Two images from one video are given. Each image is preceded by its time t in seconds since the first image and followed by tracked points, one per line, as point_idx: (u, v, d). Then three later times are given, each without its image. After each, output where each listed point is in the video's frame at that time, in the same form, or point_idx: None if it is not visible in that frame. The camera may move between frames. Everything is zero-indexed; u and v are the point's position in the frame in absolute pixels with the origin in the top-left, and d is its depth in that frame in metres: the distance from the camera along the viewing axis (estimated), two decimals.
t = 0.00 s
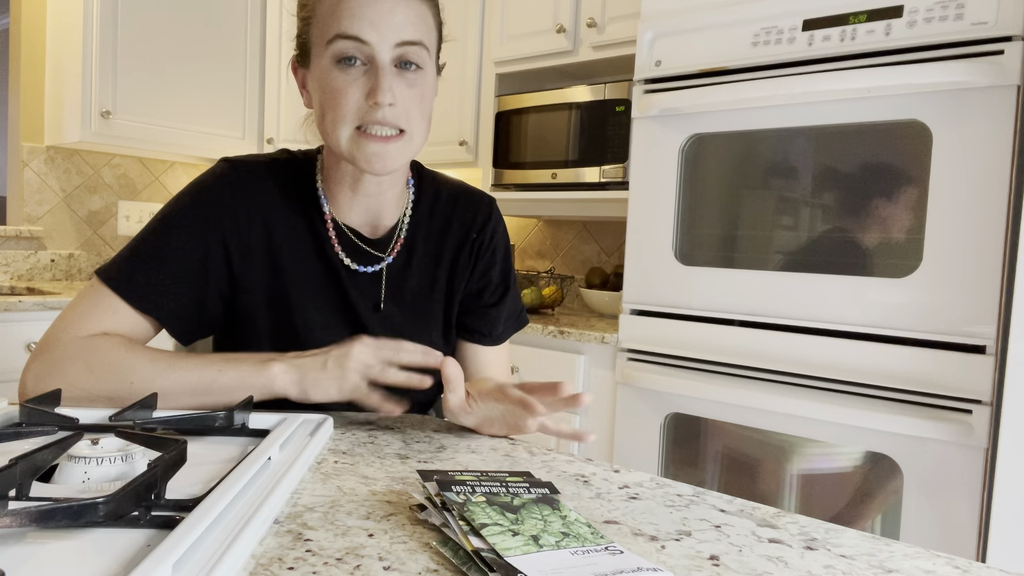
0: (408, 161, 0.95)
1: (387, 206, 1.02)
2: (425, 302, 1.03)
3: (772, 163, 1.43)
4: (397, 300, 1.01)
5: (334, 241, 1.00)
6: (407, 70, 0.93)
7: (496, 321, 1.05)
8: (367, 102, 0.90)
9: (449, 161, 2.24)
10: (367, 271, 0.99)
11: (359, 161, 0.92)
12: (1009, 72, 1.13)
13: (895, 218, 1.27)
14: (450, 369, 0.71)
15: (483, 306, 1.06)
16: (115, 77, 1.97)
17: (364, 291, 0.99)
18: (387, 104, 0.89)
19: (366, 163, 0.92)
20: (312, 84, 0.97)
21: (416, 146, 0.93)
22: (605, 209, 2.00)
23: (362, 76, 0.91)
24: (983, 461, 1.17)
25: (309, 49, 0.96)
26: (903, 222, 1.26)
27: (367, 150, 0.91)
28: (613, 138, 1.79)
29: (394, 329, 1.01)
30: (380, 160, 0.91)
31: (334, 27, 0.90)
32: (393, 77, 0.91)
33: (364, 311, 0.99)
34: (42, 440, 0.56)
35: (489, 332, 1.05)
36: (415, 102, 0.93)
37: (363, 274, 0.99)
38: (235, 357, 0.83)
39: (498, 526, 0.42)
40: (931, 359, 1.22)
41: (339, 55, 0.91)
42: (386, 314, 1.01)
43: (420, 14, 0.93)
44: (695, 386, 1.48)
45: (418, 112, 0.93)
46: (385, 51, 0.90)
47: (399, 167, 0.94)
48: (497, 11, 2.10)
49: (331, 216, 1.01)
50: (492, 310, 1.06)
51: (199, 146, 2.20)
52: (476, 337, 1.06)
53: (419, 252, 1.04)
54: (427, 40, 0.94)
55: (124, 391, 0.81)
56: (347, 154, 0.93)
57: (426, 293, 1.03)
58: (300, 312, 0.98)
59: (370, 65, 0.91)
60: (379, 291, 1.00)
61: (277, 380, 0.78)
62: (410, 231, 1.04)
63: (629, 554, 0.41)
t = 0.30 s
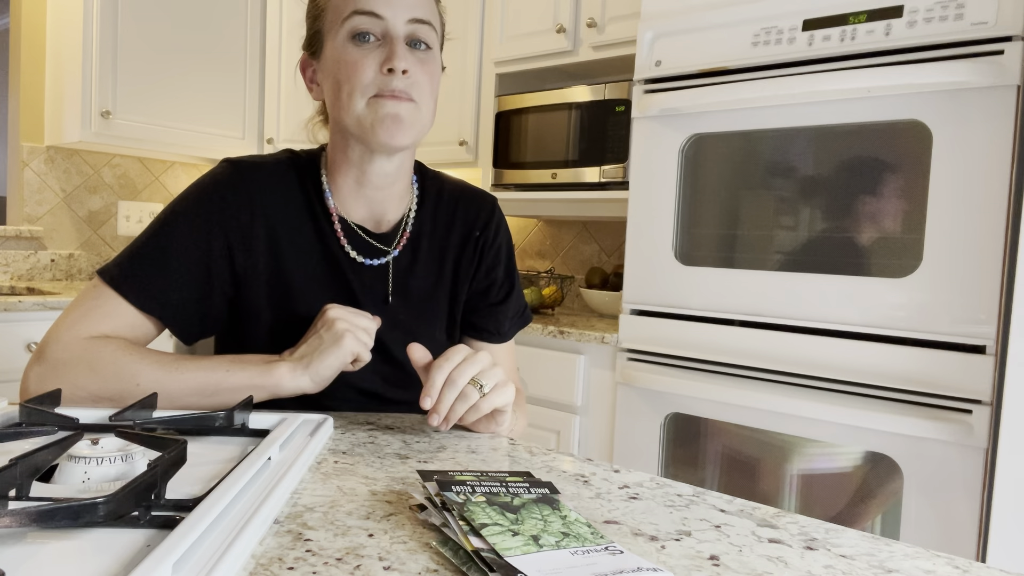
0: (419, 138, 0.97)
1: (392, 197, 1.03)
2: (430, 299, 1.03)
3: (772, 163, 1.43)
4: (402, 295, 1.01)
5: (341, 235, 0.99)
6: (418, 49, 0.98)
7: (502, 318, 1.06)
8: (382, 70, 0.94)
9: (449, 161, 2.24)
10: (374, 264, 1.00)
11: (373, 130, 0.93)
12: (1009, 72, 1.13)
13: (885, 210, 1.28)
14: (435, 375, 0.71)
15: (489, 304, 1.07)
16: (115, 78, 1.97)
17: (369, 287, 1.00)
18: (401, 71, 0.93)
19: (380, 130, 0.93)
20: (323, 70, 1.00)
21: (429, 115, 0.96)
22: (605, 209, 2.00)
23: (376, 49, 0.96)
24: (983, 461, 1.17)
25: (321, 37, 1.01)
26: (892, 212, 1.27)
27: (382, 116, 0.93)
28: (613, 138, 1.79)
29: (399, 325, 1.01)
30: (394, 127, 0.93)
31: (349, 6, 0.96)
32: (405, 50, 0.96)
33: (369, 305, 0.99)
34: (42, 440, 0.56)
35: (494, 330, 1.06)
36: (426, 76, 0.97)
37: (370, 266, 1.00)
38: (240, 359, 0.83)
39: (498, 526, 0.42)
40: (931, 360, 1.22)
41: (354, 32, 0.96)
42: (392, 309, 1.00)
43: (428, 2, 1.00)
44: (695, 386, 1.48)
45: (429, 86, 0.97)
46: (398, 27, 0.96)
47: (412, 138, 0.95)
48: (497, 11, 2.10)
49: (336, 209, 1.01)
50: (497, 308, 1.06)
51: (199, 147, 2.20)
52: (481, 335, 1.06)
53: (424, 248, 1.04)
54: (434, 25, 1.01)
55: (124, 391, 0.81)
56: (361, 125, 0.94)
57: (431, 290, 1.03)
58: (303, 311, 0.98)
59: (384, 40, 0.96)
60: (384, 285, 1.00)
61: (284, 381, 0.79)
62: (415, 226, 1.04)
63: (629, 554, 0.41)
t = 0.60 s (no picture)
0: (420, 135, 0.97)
1: (391, 194, 1.03)
2: (430, 296, 1.03)
3: (772, 163, 1.43)
4: (403, 292, 1.02)
5: (342, 231, 1.00)
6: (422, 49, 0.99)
7: (502, 316, 1.06)
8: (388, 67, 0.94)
9: (449, 161, 2.24)
10: (375, 259, 1.00)
11: (377, 124, 0.94)
12: (1009, 72, 1.13)
13: (877, 208, 1.29)
14: (434, 379, 0.71)
15: (489, 302, 1.07)
16: (115, 77, 1.97)
17: (369, 284, 1.00)
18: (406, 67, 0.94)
19: (384, 125, 0.93)
20: (327, 66, 1.00)
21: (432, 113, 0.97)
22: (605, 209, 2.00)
23: (382, 46, 0.96)
24: (983, 461, 1.17)
25: (325, 33, 1.01)
26: (888, 211, 1.28)
27: (386, 111, 0.93)
28: (613, 138, 1.79)
29: (398, 322, 1.01)
30: (398, 122, 0.94)
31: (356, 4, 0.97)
32: (410, 49, 0.97)
33: (369, 301, 0.99)
34: (42, 440, 0.56)
35: (496, 328, 1.05)
36: (429, 75, 0.97)
37: (371, 261, 1.00)
38: (241, 362, 0.83)
39: (498, 527, 0.42)
40: (931, 360, 1.22)
41: (360, 28, 0.97)
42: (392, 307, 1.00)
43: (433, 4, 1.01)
44: (695, 386, 1.48)
45: (432, 85, 0.98)
46: (404, 26, 0.97)
47: (414, 135, 0.96)
48: (497, 11, 2.10)
49: (336, 205, 1.01)
50: (498, 306, 1.06)
51: (199, 147, 2.20)
52: (482, 333, 1.06)
53: (424, 245, 1.04)
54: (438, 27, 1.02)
55: (124, 391, 0.81)
56: (364, 119, 0.94)
57: (431, 287, 1.03)
58: (303, 311, 0.98)
59: (389, 38, 0.97)
60: (386, 281, 1.01)
61: (286, 387, 0.79)
62: (416, 223, 1.04)
63: (629, 554, 0.41)
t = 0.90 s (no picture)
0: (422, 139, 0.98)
1: (391, 197, 1.03)
2: (430, 297, 1.03)
3: (772, 163, 1.43)
4: (403, 293, 1.01)
5: (342, 232, 0.99)
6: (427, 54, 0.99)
7: (502, 317, 1.06)
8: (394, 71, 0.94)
9: (449, 161, 2.24)
10: (375, 259, 1.00)
11: (380, 128, 0.94)
12: (1009, 72, 1.13)
13: (876, 209, 1.29)
14: (434, 378, 0.71)
15: (488, 303, 1.07)
16: (115, 77, 1.97)
17: (368, 285, 1.00)
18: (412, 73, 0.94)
19: (388, 129, 0.94)
20: (331, 65, 1.00)
21: (435, 118, 0.97)
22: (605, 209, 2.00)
23: (389, 50, 0.96)
24: (983, 461, 1.17)
25: (331, 33, 1.01)
26: (888, 212, 1.27)
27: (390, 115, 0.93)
28: (613, 138, 1.79)
29: (398, 323, 1.01)
30: (401, 127, 0.94)
31: (365, 5, 0.97)
32: (416, 54, 0.97)
33: (369, 302, 0.99)
34: (42, 440, 0.56)
35: (495, 328, 1.06)
36: (434, 81, 0.98)
37: (371, 262, 1.00)
38: (241, 363, 0.83)
39: (498, 526, 0.42)
40: (931, 360, 1.22)
41: (367, 31, 0.97)
42: (392, 307, 1.00)
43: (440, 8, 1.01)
44: (695, 386, 1.48)
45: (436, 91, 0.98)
46: (411, 31, 0.97)
47: (417, 139, 0.96)
48: (497, 11, 2.10)
49: (335, 206, 1.01)
50: (497, 307, 1.06)
51: (199, 147, 2.20)
52: (481, 334, 1.06)
53: (424, 246, 1.04)
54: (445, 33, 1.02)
55: (124, 391, 0.81)
56: (368, 122, 0.95)
57: (431, 288, 1.03)
58: (303, 311, 0.98)
59: (396, 42, 0.97)
60: (385, 283, 1.00)
61: (286, 389, 0.79)
62: (416, 224, 1.04)
63: (629, 554, 0.41)
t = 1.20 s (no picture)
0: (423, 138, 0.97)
1: (392, 196, 1.03)
2: (431, 298, 1.03)
3: (772, 163, 1.43)
4: (404, 294, 1.01)
5: (343, 233, 1.00)
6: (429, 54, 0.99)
7: (502, 318, 1.06)
8: (395, 71, 0.94)
9: (449, 161, 2.24)
10: (376, 260, 1.00)
11: (380, 127, 0.94)
12: (1009, 72, 1.13)
13: (878, 209, 1.29)
14: (434, 380, 0.71)
15: (489, 304, 1.07)
16: (115, 77, 1.97)
17: (369, 285, 1.00)
18: (413, 73, 0.94)
19: (388, 128, 0.93)
20: (332, 65, 1.00)
21: (436, 117, 0.96)
22: (605, 209, 2.00)
23: (390, 50, 0.96)
24: (983, 461, 1.17)
25: (332, 34, 1.01)
26: (889, 212, 1.27)
27: (391, 115, 0.93)
28: (613, 138, 1.79)
29: (398, 323, 1.01)
30: (401, 126, 0.94)
31: (366, 6, 0.97)
32: (417, 54, 0.97)
33: (369, 303, 0.99)
34: (42, 440, 0.56)
35: (495, 329, 1.06)
36: (435, 81, 0.97)
37: (371, 262, 1.00)
38: (242, 363, 0.83)
39: (498, 527, 0.42)
40: (931, 360, 1.22)
41: (368, 31, 0.97)
42: (392, 307, 1.00)
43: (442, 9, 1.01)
44: (695, 386, 1.48)
45: (437, 91, 0.98)
46: (413, 32, 0.97)
47: (417, 138, 0.96)
48: (497, 11, 2.10)
49: (335, 206, 1.01)
50: (497, 308, 1.06)
51: (199, 147, 2.20)
52: (481, 335, 1.06)
53: (425, 246, 1.04)
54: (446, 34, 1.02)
55: (124, 391, 0.81)
56: (368, 121, 0.94)
57: (432, 289, 1.03)
58: (303, 311, 0.98)
59: (398, 43, 0.97)
60: (386, 284, 1.00)
61: (286, 391, 0.79)
62: (417, 225, 1.04)
63: (629, 554, 0.41)
